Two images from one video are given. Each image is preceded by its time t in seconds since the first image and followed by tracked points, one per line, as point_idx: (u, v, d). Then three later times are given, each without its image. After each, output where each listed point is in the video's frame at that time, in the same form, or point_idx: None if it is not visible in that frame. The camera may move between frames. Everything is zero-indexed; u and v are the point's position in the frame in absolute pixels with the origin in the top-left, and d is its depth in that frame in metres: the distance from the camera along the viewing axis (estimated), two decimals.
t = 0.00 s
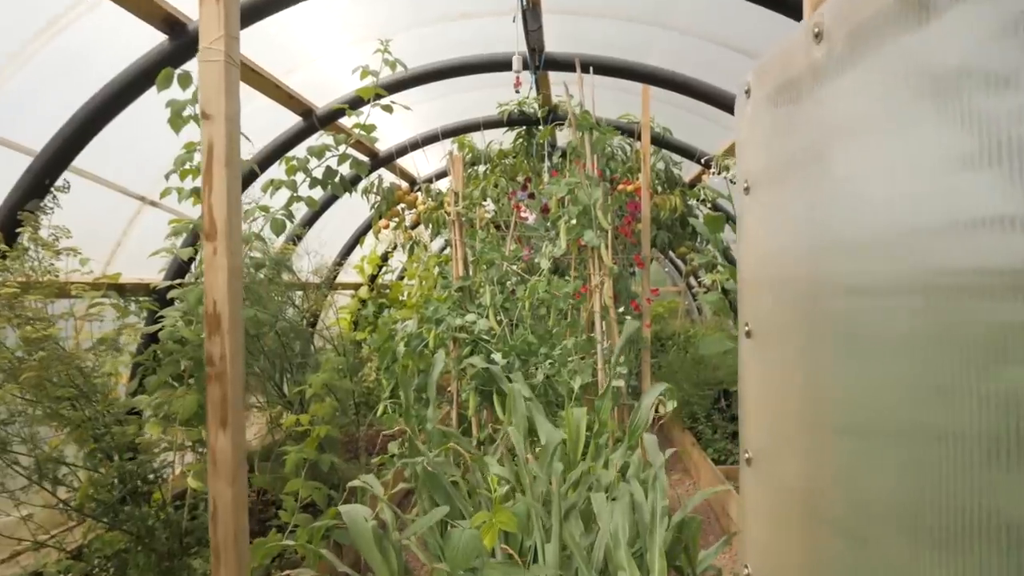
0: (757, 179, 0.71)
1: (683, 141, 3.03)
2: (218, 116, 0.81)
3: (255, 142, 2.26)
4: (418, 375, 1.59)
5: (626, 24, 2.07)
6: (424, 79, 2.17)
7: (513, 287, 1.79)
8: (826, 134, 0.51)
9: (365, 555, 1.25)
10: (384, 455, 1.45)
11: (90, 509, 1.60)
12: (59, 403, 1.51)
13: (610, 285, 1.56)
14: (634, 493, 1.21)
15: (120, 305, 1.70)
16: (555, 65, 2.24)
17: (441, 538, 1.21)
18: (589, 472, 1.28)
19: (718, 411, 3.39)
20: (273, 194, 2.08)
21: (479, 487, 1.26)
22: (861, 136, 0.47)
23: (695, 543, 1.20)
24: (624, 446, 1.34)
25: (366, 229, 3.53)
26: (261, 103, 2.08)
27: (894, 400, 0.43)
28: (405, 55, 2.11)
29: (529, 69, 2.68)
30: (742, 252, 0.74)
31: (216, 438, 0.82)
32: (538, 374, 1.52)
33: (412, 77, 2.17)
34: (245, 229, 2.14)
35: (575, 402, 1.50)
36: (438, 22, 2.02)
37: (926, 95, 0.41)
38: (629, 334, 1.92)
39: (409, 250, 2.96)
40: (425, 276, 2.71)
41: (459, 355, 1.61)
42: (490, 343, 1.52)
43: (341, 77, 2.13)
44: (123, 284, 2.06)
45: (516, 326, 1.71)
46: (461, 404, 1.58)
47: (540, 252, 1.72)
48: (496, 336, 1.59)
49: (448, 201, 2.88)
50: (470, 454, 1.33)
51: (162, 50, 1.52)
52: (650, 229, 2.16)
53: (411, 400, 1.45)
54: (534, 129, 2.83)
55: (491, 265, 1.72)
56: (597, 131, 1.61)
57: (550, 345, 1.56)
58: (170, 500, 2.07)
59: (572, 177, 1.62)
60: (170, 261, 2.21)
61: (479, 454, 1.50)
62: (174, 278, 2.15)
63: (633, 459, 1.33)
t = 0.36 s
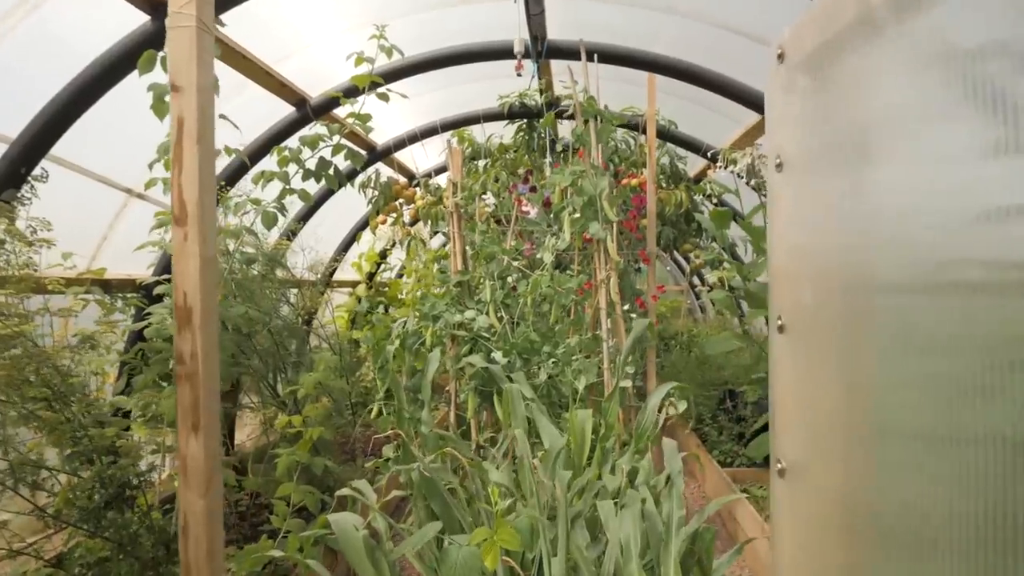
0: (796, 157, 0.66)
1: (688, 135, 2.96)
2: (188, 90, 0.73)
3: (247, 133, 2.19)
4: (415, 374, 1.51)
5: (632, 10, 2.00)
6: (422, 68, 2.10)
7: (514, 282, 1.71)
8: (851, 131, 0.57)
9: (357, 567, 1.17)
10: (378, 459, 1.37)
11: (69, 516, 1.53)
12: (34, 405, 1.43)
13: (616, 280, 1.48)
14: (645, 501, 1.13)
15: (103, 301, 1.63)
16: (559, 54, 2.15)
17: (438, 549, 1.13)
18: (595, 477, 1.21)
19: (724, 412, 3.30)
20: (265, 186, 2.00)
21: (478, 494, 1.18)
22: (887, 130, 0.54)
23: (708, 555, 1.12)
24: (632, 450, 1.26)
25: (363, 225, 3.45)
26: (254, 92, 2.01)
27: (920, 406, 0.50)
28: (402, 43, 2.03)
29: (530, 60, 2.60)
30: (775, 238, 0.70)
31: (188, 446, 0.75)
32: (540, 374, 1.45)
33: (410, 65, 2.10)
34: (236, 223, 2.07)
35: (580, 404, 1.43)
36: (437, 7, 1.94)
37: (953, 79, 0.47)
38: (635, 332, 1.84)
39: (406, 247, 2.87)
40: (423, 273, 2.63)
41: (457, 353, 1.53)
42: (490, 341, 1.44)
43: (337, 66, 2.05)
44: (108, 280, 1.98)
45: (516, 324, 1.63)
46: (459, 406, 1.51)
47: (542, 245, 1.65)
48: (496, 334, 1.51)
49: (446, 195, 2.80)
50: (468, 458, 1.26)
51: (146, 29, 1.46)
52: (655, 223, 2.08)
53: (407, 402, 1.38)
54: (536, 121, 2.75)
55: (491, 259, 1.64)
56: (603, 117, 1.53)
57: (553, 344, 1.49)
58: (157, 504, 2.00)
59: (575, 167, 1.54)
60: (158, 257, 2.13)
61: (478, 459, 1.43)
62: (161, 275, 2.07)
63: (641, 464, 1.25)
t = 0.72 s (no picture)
0: (846, 116, 0.57)
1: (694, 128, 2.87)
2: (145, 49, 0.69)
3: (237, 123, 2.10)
4: (410, 374, 1.42)
5: None
6: (419, 54, 2.01)
7: (515, 276, 1.63)
8: (872, 105, 0.55)
9: None
10: (370, 464, 1.29)
11: (45, 525, 1.45)
12: (6, 406, 1.37)
13: (623, 274, 1.39)
14: (657, 510, 1.05)
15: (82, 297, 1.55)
16: (562, 41, 2.05)
17: (434, 561, 1.05)
18: (602, 485, 1.13)
19: (731, 412, 3.21)
20: (254, 177, 1.92)
21: (476, 502, 1.10)
22: (916, 116, 0.53)
23: (725, 569, 1.03)
24: (642, 455, 1.17)
25: (360, 220, 3.36)
26: (244, 79, 1.92)
27: (949, 410, 0.51)
28: (398, 27, 1.95)
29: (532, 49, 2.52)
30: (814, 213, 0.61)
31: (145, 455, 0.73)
32: (543, 374, 1.36)
33: (406, 51, 2.01)
34: (225, 216, 1.99)
35: (586, 405, 1.34)
36: None
37: (990, 81, 0.50)
38: (642, 329, 1.75)
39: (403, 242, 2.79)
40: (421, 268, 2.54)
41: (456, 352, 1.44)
42: (490, 337, 1.36)
43: (330, 52, 1.97)
44: (91, 276, 1.90)
45: (518, 320, 1.55)
46: (457, 407, 1.42)
47: (545, 237, 1.56)
48: (496, 331, 1.43)
49: (445, 190, 2.71)
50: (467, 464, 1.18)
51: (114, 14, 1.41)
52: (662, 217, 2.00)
53: (401, 404, 1.30)
54: (537, 113, 2.68)
55: (491, 252, 1.55)
56: (610, 101, 1.44)
57: (557, 341, 1.40)
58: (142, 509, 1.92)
59: (579, 152, 1.45)
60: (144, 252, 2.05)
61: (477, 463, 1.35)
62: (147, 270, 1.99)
63: (651, 469, 1.16)
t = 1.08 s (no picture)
0: (915, 76, 0.53)
1: (699, 120, 2.79)
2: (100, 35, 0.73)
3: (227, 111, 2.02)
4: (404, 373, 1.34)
5: None
6: (416, 40, 1.93)
7: (516, 270, 1.54)
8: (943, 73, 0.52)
9: None
10: (361, 469, 1.21)
11: (17, 534, 1.37)
12: None
13: (631, 266, 1.31)
14: (670, 519, 0.96)
15: (57, 293, 1.45)
16: (563, 26, 1.97)
17: None
18: (611, 493, 1.05)
19: (736, 412, 3.13)
20: (243, 168, 1.83)
21: (474, 512, 1.02)
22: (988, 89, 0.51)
23: None
24: (653, 460, 1.09)
25: (356, 216, 3.28)
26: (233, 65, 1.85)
27: None
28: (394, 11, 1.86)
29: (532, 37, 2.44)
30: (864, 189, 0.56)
31: (94, 463, 0.76)
32: (546, 373, 1.28)
33: (401, 37, 1.93)
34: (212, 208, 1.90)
35: (592, 406, 1.26)
36: None
37: None
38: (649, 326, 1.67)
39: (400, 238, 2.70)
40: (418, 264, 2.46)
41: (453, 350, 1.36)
42: (489, 334, 1.27)
43: (322, 38, 1.89)
44: (72, 272, 1.82)
45: (518, 317, 1.46)
46: (454, 408, 1.34)
47: (547, 229, 1.48)
48: (496, 328, 1.35)
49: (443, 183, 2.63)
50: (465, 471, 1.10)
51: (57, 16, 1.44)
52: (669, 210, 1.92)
53: (395, 405, 1.22)
54: (538, 104, 2.60)
55: (490, 245, 1.47)
56: (616, 83, 1.35)
57: (561, 339, 1.32)
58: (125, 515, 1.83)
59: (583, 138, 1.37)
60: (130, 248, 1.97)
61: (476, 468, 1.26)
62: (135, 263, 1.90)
63: (663, 475, 1.08)
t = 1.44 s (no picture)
0: (983, 29, 0.51)
1: (703, 112, 2.71)
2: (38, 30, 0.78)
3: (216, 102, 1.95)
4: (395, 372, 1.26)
5: None
6: (410, 26, 1.86)
7: (514, 264, 1.46)
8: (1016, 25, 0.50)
9: None
10: (348, 475, 1.13)
11: None
12: None
13: (636, 259, 1.23)
14: (681, 531, 0.89)
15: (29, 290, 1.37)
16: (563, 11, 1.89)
17: None
18: (615, 502, 0.97)
19: (741, 412, 3.05)
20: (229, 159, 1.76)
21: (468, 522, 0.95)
22: None
23: None
24: (661, 465, 1.01)
25: (352, 212, 3.20)
26: (220, 51, 1.78)
27: None
28: None
29: (531, 26, 2.36)
30: (927, 175, 0.54)
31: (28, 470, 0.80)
32: (546, 372, 1.21)
33: (395, 23, 1.85)
34: (197, 201, 1.83)
35: (595, 408, 1.18)
36: None
37: None
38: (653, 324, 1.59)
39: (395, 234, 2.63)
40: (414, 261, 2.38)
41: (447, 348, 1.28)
42: (485, 331, 1.20)
43: (312, 23, 1.82)
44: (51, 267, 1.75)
45: (517, 313, 1.38)
46: (449, 409, 1.26)
47: (547, 220, 1.40)
48: (493, 325, 1.27)
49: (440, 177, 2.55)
50: (459, 477, 1.02)
51: None
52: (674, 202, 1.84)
53: (384, 406, 1.14)
54: (537, 96, 2.52)
55: (487, 237, 1.39)
56: (619, 64, 1.27)
57: (561, 336, 1.24)
58: (107, 521, 1.76)
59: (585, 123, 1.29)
60: (113, 243, 1.89)
61: (471, 473, 1.19)
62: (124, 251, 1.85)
63: (672, 482, 1.00)
